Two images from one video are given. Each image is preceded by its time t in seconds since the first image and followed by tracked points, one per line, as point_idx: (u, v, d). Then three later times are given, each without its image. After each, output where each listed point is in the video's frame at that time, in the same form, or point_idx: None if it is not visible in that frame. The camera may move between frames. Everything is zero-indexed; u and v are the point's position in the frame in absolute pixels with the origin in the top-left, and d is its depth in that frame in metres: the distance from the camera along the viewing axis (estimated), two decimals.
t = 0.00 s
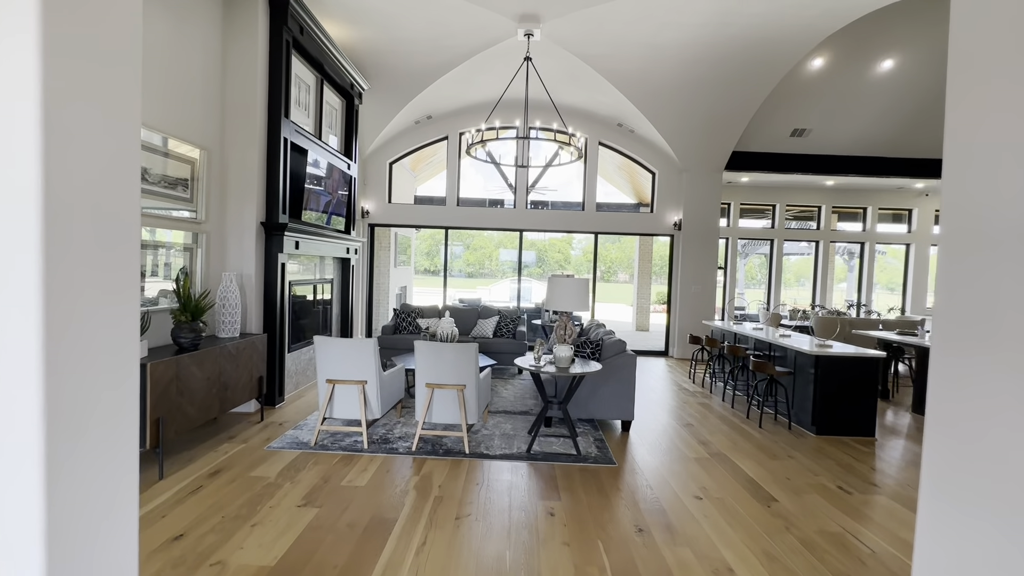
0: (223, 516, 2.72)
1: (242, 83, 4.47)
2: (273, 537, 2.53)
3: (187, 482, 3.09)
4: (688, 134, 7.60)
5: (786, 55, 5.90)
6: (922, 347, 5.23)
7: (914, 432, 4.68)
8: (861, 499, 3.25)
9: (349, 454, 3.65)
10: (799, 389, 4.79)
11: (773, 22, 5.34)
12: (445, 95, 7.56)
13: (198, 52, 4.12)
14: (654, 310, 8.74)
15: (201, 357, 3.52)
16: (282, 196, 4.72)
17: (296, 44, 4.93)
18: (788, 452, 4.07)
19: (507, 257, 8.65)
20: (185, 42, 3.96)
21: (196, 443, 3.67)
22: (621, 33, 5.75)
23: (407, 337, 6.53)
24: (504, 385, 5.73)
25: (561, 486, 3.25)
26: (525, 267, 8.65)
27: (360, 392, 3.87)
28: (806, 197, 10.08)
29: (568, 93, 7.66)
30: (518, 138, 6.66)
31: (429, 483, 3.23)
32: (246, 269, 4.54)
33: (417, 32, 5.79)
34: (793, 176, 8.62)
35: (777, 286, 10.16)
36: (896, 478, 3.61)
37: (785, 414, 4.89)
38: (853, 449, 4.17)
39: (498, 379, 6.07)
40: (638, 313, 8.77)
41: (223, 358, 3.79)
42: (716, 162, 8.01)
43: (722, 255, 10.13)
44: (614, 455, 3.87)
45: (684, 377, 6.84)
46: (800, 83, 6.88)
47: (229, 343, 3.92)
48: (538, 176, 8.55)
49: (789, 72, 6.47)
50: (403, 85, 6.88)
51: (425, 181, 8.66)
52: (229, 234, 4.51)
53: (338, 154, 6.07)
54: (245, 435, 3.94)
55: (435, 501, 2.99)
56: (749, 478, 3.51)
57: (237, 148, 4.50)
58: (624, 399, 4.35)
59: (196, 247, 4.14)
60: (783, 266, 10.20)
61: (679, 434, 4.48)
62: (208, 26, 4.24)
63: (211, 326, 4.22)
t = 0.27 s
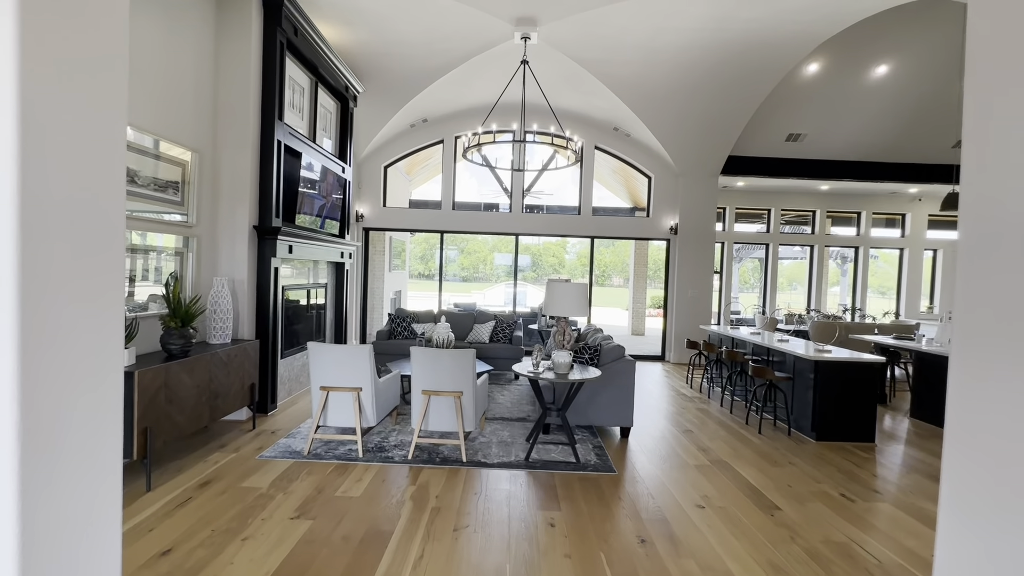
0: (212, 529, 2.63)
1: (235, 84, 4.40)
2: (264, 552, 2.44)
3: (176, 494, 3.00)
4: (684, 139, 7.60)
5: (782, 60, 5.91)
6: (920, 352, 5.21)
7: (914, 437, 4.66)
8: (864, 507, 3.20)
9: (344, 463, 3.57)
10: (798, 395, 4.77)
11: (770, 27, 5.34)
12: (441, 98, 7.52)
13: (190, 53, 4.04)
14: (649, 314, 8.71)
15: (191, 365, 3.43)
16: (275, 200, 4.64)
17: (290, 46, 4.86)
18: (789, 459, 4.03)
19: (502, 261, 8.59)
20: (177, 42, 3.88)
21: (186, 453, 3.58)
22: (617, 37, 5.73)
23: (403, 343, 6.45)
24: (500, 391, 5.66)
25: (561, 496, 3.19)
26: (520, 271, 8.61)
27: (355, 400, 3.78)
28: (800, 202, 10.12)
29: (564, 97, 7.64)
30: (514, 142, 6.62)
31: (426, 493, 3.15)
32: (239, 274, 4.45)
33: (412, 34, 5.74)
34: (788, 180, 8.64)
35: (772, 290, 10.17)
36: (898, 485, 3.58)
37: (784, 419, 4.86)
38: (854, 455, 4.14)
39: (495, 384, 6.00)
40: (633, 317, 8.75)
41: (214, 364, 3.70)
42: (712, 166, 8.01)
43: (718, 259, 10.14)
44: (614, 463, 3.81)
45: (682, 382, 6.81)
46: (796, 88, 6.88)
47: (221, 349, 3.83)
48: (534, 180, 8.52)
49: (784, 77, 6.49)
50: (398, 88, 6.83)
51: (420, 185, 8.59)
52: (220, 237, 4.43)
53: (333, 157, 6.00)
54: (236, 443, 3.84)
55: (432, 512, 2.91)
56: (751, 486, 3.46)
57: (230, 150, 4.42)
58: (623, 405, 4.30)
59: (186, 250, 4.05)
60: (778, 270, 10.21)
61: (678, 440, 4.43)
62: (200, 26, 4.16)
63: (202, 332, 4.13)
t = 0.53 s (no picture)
0: (200, 542, 2.55)
1: (227, 86, 4.34)
2: (253, 565, 2.36)
3: (163, 505, 2.92)
4: (679, 144, 7.61)
5: (776, 66, 5.93)
6: (915, 357, 5.22)
7: (910, 442, 4.65)
8: (864, 514, 3.17)
9: (336, 472, 3.50)
10: (795, 400, 4.75)
11: (765, 33, 5.36)
12: (436, 102, 7.49)
13: (181, 55, 3.98)
14: (645, 318, 8.69)
15: (180, 372, 3.35)
16: (267, 204, 4.58)
17: (283, 48, 4.81)
18: (787, 465, 3.99)
19: (497, 265, 8.55)
20: (168, 43, 3.83)
21: (174, 462, 3.49)
22: (613, 42, 5.73)
23: (397, 348, 6.39)
24: (496, 397, 5.60)
25: (558, 504, 3.13)
26: (515, 275, 8.56)
27: (348, 407, 3.72)
28: (794, 207, 10.17)
29: (559, 101, 7.63)
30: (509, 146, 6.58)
31: (420, 502, 3.09)
32: (230, 279, 4.37)
33: (407, 37, 5.70)
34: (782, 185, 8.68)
35: (766, 294, 10.19)
36: (896, 490, 3.56)
37: (782, 425, 4.83)
38: (852, 461, 4.11)
39: (490, 390, 5.94)
40: (628, 321, 8.68)
41: (204, 371, 3.63)
42: (706, 171, 8.03)
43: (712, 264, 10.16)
44: (611, 470, 3.76)
45: (678, 387, 6.78)
46: (790, 94, 6.91)
47: (211, 356, 3.75)
48: (529, 184, 8.49)
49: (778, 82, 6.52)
50: (393, 92, 6.80)
51: (415, 189, 8.55)
52: (212, 242, 4.36)
53: (326, 161, 5.94)
54: (226, 452, 3.76)
55: (427, 522, 2.85)
56: (750, 493, 3.42)
57: (222, 153, 4.35)
58: (620, 411, 4.26)
59: (176, 255, 3.98)
60: (772, 274, 10.24)
61: (676, 446, 4.39)
62: (192, 27, 4.11)
63: (191, 338, 4.05)
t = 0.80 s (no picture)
0: (186, 555, 2.47)
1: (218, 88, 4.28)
2: None
3: (148, 517, 2.84)
4: (674, 149, 7.61)
5: (770, 71, 5.95)
6: (910, 361, 5.21)
7: (907, 448, 4.62)
8: (863, 521, 3.14)
9: (328, 482, 3.42)
10: (791, 405, 4.72)
11: (759, 38, 5.37)
12: (430, 106, 7.45)
13: (171, 57, 3.93)
14: (640, 323, 8.66)
15: (167, 379, 3.27)
16: (259, 207, 4.51)
17: (275, 50, 4.75)
18: (785, 472, 3.96)
19: (492, 270, 8.51)
20: (158, 44, 3.77)
21: (161, 472, 3.41)
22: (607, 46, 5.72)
23: (391, 353, 6.32)
24: (490, 403, 5.54)
25: (554, 514, 3.08)
26: (510, 280, 8.52)
27: (340, 414, 3.65)
28: (788, 211, 10.20)
29: (555, 106, 7.62)
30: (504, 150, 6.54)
31: (413, 512, 3.02)
32: (220, 284, 4.30)
33: (401, 40, 5.67)
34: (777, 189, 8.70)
35: (761, 298, 10.20)
36: (894, 496, 3.53)
37: (779, 430, 4.80)
38: (850, 467, 4.08)
39: (485, 396, 5.88)
40: (624, 326, 8.66)
41: (192, 378, 3.55)
42: (701, 175, 8.03)
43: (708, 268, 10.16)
44: (608, 477, 3.70)
45: (674, 392, 6.74)
46: (784, 99, 6.93)
47: (199, 362, 3.68)
48: (524, 189, 8.47)
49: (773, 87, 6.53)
50: (387, 95, 6.76)
51: (409, 194, 8.50)
52: (202, 246, 4.28)
53: (320, 164, 5.88)
54: (215, 461, 3.67)
55: (420, 533, 2.78)
56: (749, 501, 3.38)
57: (212, 156, 4.29)
58: (616, 418, 4.21)
59: (165, 259, 3.91)
60: (767, 278, 10.25)
61: (673, 453, 4.34)
62: (183, 28, 4.05)
63: (179, 345, 3.97)
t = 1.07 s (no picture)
0: (169, 569, 2.40)
1: (209, 91, 4.23)
2: None
3: (131, 529, 2.75)
4: (669, 154, 7.62)
5: (765, 76, 5.95)
6: (907, 366, 5.19)
7: (905, 453, 4.59)
8: (863, 529, 3.09)
9: (318, 491, 3.34)
10: (789, 411, 4.68)
11: (754, 43, 5.37)
12: (425, 109, 7.42)
13: (162, 58, 3.87)
14: (636, 328, 8.63)
15: (153, 386, 3.20)
16: (250, 211, 4.44)
17: (268, 53, 4.70)
18: (783, 478, 3.91)
19: (487, 274, 8.46)
20: (148, 46, 3.72)
21: (147, 481, 3.33)
22: (603, 50, 5.71)
23: (384, 359, 6.25)
24: (485, 409, 5.48)
25: (549, 523, 3.02)
26: (505, 284, 8.48)
27: (331, 421, 3.58)
28: (783, 216, 10.22)
29: (550, 110, 7.61)
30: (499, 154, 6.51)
31: (405, 522, 2.95)
32: (210, 289, 4.23)
33: (396, 44, 5.64)
34: (772, 194, 8.70)
35: (757, 302, 10.19)
36: (892, 503, 3.48)
37: (776, 436, 4.76)
38: (848, 473, 4.04)
39: (479, 402, 5.81)
40: (619, 330, 8.62)
41: (179, 385, 3.48)
42: (697, 180, 8.03)
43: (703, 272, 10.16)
44: (604, 485, 3.65)
45: (670, 397, 6.70)
46: (778, 103, 6.94)
47: (187, 369, 3.61)
48: (519, 193, 8.44)
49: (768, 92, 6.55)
50: (381, 98, 6.72)
51: (404, 198, 8.45)
52: (191, 251, 4.21)
53: (313, 168, 5.82)
54: (202, 470, 3.59)
55: (412, 543, 2.71)
56: (746, 508, 3.33)
57: (203, 159, 4.23)
58: (612, 424, 4.16)
59: (153, 264, 3.84)
60: (763, 283, 10.25)
61: (669, 459, 4.28)
62: (174, 30, 4.00)
63: (167, 350, 3.90)
